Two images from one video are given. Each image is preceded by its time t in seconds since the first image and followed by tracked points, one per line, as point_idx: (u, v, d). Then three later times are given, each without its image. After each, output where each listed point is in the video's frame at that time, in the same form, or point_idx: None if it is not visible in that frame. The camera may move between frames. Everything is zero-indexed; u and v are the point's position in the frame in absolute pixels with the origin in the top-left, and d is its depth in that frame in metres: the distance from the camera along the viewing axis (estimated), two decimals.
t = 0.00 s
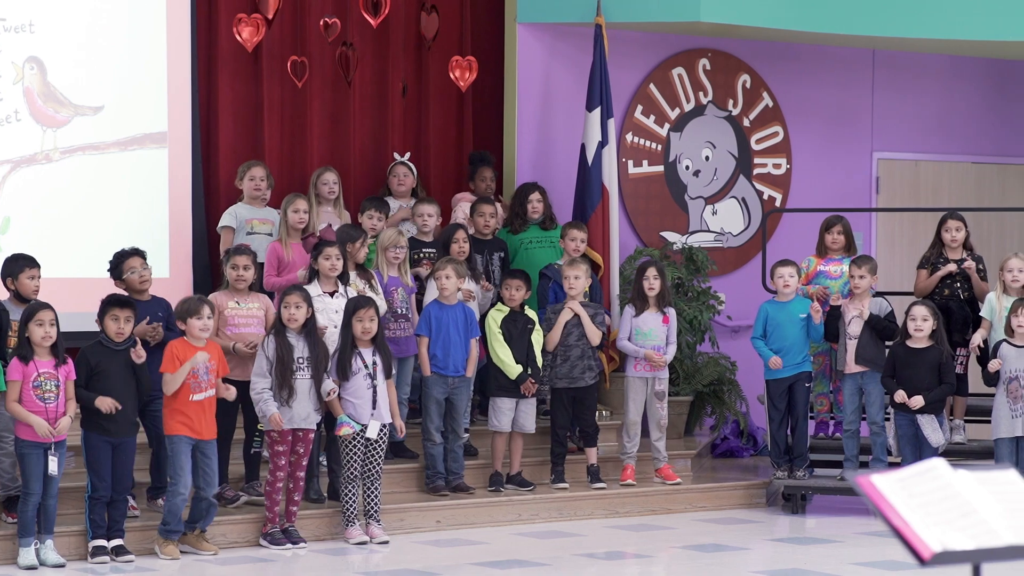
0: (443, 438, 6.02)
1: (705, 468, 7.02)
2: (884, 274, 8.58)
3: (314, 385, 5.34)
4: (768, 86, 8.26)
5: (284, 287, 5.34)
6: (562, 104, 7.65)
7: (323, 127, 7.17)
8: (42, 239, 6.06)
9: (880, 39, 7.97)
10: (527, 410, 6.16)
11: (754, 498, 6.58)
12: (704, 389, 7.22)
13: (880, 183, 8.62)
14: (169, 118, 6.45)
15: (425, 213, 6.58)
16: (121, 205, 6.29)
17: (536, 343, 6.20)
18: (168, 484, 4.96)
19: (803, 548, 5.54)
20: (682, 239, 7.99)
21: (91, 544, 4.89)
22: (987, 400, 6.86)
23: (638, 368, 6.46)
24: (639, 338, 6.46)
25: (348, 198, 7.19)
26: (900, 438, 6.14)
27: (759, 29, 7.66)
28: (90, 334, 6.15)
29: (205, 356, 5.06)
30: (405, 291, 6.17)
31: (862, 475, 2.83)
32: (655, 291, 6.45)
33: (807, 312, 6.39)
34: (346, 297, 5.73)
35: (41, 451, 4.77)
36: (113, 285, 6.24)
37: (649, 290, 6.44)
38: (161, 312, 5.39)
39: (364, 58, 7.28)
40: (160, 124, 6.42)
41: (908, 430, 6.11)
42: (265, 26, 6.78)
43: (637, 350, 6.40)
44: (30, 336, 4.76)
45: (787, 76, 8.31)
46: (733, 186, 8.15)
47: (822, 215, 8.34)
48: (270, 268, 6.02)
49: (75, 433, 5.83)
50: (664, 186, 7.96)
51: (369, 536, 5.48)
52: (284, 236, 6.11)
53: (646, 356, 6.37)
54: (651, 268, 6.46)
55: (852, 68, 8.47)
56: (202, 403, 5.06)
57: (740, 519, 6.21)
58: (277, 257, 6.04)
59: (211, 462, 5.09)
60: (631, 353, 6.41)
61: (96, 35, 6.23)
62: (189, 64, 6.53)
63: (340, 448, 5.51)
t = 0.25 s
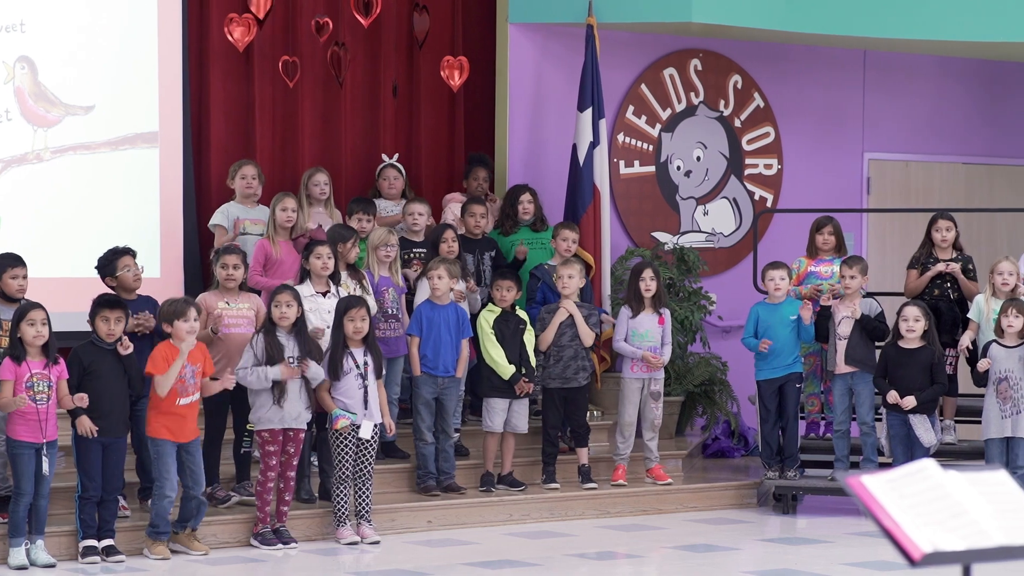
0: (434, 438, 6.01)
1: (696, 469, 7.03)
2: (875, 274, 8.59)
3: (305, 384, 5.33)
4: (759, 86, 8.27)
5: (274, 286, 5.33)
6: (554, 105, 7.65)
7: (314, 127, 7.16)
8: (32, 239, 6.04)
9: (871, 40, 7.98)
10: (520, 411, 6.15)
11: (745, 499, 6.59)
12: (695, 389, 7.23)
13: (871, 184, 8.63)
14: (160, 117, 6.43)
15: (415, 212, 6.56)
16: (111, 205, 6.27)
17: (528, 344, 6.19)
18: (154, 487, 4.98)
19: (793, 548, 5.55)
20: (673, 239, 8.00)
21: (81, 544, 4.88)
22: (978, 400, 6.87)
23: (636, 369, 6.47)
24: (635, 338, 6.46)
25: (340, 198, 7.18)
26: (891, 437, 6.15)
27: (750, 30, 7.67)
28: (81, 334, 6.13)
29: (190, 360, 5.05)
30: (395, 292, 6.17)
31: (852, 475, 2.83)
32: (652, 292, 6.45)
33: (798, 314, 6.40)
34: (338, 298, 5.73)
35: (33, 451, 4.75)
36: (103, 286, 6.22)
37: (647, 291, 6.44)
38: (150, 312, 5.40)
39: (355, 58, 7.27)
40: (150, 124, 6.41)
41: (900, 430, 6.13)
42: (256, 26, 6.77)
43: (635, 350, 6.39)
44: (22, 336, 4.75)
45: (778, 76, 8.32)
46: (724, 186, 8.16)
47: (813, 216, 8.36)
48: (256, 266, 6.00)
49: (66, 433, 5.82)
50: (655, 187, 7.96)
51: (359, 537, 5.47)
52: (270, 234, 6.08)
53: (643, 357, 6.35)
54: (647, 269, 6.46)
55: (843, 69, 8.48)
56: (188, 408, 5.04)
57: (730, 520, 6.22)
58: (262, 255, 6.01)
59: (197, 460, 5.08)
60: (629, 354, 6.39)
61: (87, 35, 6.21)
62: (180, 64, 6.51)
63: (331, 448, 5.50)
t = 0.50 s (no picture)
0: (426, 438, 6.01)
1: (688, 468, 7.04)
2: (866, 273, 8.61)
3: (295, 384, 5.33)
4: (751, 86, 8.27)
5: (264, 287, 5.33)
6: (546, 104, 7.65)
7: (306, 126, 7.15)
8: (23, 239, 6.03)
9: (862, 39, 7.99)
10: (513, 411, 6.16)
11: (737, 498, 6.60)
12: (687, 388, 7.23)
13: (863, 183, 8.65)
14: (151, 117, 6.42)
15: (407, 211, 6.56)
16: (103, 205, 6.26)
17: (522, 344, 6.18)
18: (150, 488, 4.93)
19: (785, 547, 5.56)
20: (665, 239, 8.00)
21: (73, 543, 4.88)
22: (969, 399, 6.89)
23: (627, 369, 6.47)
24: (627, 338, 6.47)
25: (331, 197, 7.18)
26: (884, 436, 6.18)
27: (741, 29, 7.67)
28: (73, 333, 6.12)
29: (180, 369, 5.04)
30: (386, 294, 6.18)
31: (842, 474, 2.83)
32: (644, 291, 6.48)
33: (789, 318, 6.41)
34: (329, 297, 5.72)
35: (25, 452, 4.74)
36: (95, 286, 6.21)
37: (638, 290, 6.46)
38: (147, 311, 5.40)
39: (347, 58, 7.27)
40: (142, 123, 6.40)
41: (893, 429, 6.14)
42: (248, 25, 6.76)
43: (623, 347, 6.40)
44: (12, 336, 4.74)
45: (770, 76, 8.33)
46: (716, 185, 8.17)
47: (804, 215, 8.37)
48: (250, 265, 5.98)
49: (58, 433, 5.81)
50: (647, 186, 7.97)
51: (351, 536, 5.47)
52: (263, 234, 6.06)
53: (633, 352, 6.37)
54: (639, 268, 6.48)
55: (835, 68, 8.50)
56: (180, 415, 5.02)
57: (723, 518, 6.23)
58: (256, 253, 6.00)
59: (195, 463, 5.04)
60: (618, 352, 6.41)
61: (78, 34, 6.20)
62: (172, 63, 6.50)
63: (323, 447, 5.50)
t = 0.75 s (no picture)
0: (418, 437, 6.01)
1: (680, 467, 7.04)
2: (858, 272, 8.62)
3: (285, 382, 5.32)
4: (743, 85, 8.28)
5: (255, 285, 5.31)
6: (538, 102, 7.65)
7: (298, 125, 7.14)
8: (15, 239, 6.00)
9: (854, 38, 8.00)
10: (506, 409, 6.15)
11: (729, 496, 6.61)
12: (679, 387, 7.24)
13: (855, 183, 8.66)
14: (143, 116, 6.41)
15: (400, 211, 6.56)
16: (95, 203, 6.24)
17: (514, 342, 6.18)
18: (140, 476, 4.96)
19: (777, 545, 5.56)
20: (657, 238, 8.01)
21: (65, 542, 4.87)
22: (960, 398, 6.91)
23: (617, 367, 6.47)
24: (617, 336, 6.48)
25: (324, 196, 7.17)
26: (876, 435, 6.18)
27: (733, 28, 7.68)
28: (65, 332, 6.10)
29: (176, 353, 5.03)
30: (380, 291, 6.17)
31: (835, 472, 2.84)
32: (632, 290, 6.48)
33: (782, 315, 6.42)
34: (320, 296, 5.71)
35: (13, 449, 4.73)
36: (87, 284, 6.20)
37: (626, 288, 6.47)
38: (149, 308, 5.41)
39: (340, 57, 7.26)
40: (134, 122, 6.38)
41: (885, 428, 6.15)
42: (240, 24, 6.75)
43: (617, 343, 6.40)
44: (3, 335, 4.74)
45: (762, 75, 8.34)
46: (708, 184, 8.17)
47: (795, 215, 8.38)
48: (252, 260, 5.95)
49: (49, 432, 5.79)
50: (639, 185, 7.97)
51: (343, 535, 5.47)
52: (257, 229, 6.05)
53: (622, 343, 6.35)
54: (627, 266, 6.49)
55: (827, 67, 8.51)
56: (174, 399, 5.03)
57: (715, 517, 6.24)
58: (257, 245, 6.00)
59: (184, 451, 5.05)
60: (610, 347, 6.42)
61: (71, 32, 6.19)
62: (163, 62, 6.48)
63: (314, 445, 5.49)
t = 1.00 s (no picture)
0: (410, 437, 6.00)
1: (671, 465, 7.05)
2: (849, 271, 8.63)
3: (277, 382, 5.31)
4: (735, 84, 8.29)
5: (246, 285, 5.29)
6: (529, 101, 7.65)
7: (290, 123, 7.14)
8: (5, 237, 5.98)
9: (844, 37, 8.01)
10: (498, 408, 6.15)
11: (721, 495, 6.62)
12: (671, 386, 7.24)
13: (846, 182, 8.67)
14: (134, 114, 6.39)
15: (394, 210, 6.58)
16: (85, 202, 6.23)
17: (506, 342, 6.18)
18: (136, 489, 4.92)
19: (768, 544, 5.57)
20: (649, 237, 8.01)
21: (56, 542, 4.86)
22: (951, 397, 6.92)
23: (605, 365, 6.49)
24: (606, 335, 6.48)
25: (315, 195, 7.16)
26: (868, 433, 6.19)
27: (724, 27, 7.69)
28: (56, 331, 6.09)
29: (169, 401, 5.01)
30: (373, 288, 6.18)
31: (826, 471, 2.84)
32: (621, 289, 6.48)
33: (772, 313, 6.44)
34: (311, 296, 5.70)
35: (8, 450, 4.71)
36: (78, 283, 6.18)
37: (615, 288, 6.47)
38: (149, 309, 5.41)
39: (331, 56, 7.25)
40: (125, 120, 6.37)
41: (878, 426, 6.16)
42: (231, 22, 6.74)
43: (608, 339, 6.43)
44: None
45: (754, 74, 8.34)
46: (700, 183, 8.18)
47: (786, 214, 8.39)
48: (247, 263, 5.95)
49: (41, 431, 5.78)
50: (631, 184, 7.98)
51: (335, 534, 5.46)
52: (246, 225, 6.03)
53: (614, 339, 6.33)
54: (615, 266, 6.48)
55: (818, 66, 8.52)
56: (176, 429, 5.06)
57: (707, 516, 6.24)
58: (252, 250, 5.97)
59: (184, 467, 5.02)
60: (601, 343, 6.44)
61: (62, 30, 6.17)
62: (154, 60, 6.47)
63: (306, 444, 5.49)
